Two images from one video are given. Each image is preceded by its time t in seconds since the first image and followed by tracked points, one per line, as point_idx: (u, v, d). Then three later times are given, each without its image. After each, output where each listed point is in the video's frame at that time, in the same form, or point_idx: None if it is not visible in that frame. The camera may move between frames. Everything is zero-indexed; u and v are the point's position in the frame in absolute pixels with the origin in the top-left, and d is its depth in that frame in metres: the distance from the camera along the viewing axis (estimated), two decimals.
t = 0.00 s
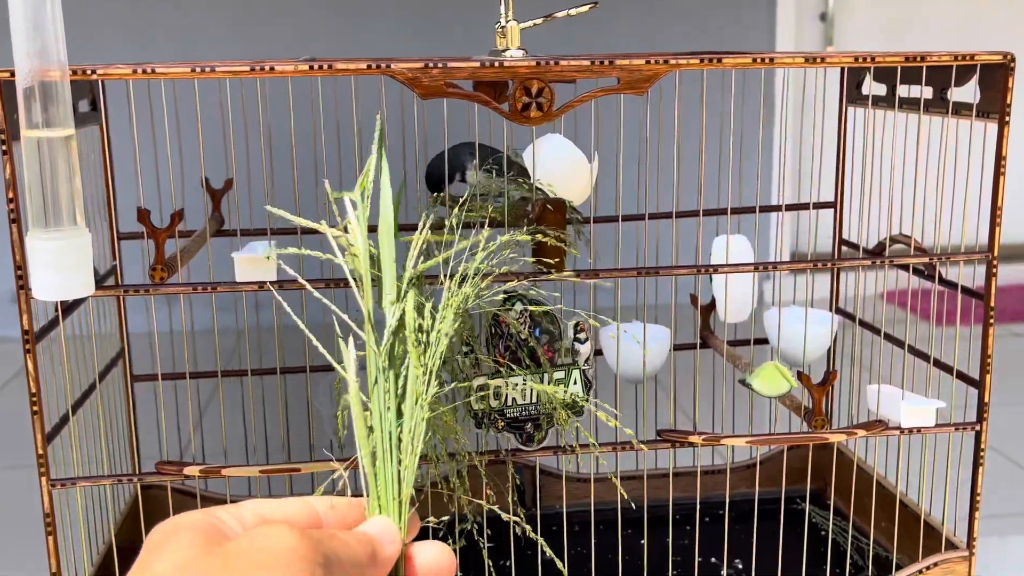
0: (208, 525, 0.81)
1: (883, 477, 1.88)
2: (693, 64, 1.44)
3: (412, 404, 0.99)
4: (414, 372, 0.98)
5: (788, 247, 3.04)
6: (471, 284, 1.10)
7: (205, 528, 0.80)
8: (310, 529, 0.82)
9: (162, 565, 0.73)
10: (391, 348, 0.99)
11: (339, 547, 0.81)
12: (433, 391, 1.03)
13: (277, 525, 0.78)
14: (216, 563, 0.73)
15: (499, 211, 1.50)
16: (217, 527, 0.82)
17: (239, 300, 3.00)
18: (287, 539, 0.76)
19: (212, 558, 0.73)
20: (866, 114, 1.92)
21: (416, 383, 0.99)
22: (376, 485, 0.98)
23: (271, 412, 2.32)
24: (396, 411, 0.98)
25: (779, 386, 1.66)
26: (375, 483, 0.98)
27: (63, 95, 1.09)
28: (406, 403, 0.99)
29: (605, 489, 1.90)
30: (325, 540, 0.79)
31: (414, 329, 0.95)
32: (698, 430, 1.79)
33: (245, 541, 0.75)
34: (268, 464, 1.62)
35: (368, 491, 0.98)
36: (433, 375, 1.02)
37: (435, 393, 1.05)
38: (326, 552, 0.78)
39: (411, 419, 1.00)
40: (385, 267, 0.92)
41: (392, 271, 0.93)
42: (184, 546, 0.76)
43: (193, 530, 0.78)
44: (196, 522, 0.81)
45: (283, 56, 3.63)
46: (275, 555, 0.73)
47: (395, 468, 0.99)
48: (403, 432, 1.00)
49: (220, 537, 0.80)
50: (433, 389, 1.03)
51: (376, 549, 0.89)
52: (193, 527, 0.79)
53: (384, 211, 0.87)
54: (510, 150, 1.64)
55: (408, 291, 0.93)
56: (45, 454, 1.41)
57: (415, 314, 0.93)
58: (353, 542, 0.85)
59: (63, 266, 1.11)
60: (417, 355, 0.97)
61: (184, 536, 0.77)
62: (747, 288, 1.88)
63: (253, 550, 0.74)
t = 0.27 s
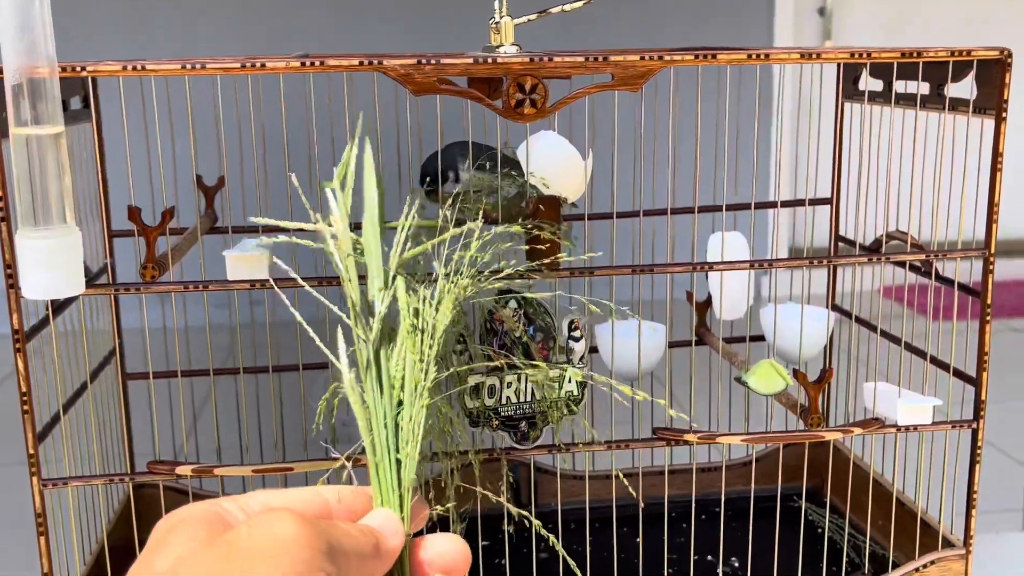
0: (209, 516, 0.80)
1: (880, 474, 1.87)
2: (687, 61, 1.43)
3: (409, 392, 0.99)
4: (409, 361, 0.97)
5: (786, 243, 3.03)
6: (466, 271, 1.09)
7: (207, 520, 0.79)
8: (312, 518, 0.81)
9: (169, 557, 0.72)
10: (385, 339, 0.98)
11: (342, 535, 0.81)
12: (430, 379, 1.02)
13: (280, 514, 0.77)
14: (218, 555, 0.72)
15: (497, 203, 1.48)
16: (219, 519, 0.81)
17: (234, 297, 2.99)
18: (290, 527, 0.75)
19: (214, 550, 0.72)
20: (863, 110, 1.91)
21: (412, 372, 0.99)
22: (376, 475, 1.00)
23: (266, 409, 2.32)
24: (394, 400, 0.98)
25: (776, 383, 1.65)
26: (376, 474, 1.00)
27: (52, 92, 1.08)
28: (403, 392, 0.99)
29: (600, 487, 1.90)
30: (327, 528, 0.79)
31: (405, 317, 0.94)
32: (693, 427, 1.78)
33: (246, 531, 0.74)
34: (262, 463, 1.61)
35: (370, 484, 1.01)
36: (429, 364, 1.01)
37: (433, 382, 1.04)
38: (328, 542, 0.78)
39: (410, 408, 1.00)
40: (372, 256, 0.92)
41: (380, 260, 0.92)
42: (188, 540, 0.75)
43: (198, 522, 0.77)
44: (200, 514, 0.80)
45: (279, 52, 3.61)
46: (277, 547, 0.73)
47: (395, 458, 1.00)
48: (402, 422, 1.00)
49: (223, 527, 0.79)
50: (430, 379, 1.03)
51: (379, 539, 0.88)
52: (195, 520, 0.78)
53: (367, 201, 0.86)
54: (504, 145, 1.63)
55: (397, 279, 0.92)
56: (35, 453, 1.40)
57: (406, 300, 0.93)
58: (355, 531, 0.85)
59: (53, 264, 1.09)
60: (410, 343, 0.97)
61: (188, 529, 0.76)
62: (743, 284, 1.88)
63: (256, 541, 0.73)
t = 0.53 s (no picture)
0: (210, 518, 0.90)
1: (878, 470, 1.87)
2: (684, 55, 1.42)
3: (398, 383, 1.00)
4: (398, 353, 0.99)
5: (783, 239, 3.02)
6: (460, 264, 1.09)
7: (206, 521, 0.89)
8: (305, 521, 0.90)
9: (166, 555, 0.81)
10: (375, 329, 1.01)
11: (335, 538, 0.89)
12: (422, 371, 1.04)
13: (273, 521, 0.86)
14: (213, 556, 0.81)
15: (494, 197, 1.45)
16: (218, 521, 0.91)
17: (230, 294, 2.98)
18: (279, 535, 0.83)
19: (209, 552, 0.82)
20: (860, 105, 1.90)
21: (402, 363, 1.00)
22: (368, 461, 1.04)
23: (262, 407, 2.31)
24: (383, 389, 1.01)
25: (773, 380, 1.64)
26: (368, 459, 1.04)
27: (44, 88, 1.07)
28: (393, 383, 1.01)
29: (597, 484, 1.89)
30: (318, 533, 0.87)
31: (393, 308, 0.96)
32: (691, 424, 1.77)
33: (241, 536, 0.83)
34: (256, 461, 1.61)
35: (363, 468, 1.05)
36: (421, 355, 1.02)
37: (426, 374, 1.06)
38: (320, 548, 0.86)
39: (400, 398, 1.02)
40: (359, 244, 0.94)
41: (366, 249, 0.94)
42: (186, 539, 0.84)
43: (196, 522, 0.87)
44: (200, 515, 0.90)
45: (274, 47, 3.60)
46: (268, 551, 0.81)
47: (386, 445, 1.04)
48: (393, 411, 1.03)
49: (221, 529, 0.89)
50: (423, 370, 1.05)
51: (381, 529, 0.96)
52: (195, 520, 0.88)
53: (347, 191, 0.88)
54: (498, 140, 1.62)
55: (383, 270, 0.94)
56: (28, 452, 1.39)
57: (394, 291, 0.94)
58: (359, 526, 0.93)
59: (45, 264, 1.08)
60: (399, 334, 0.98)
61: (186, 528, 0.86)
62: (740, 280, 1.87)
63: (248, 545, 0.82)
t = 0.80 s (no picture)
0: (206, 520, 0.87)
1: (877, 468, 1.87)
2: (683, 54, 1.42)
3: (379, 384, 1.01)
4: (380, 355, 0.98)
5: (782, 237, 3.02)
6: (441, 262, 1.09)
7: (202, 523, 0.86)
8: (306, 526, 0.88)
9: (164, 557, 0.78)
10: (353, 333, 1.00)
11: (338, 546, 0.88)
12: (404, 369, 1.04)
13: (275, 527, 0.84)
14: (215, 562, 0.78)
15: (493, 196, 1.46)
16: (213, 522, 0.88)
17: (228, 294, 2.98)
18: (284, 543, 0.81)
19: (210, 557, 0.79)
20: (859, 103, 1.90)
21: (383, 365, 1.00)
22: (352, 465, 1.04)
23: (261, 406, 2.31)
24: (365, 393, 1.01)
25: (773, 378, 1.64)
26: (352, 464, 1.04)
27: (43, 88, 1.07)
28: (375, 383, 1.01)
29: (597, 482, 1.89)
30: (321, 542, 0.85)
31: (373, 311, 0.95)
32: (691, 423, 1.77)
33: (243, 542, 0.81)
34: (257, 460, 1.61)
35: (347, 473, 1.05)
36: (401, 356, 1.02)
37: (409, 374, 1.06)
38: (324, 557, 0.85)
39: (383, 398, 1.02)
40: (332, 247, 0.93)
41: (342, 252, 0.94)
42: (182, 540, 0.81)
43: (193, 524, 0.84)
44: (195, 516, 0.87)
45: (272, 46, 3.59)
46: (274, 561, 0.79)
47: (370, 447, 1.04)
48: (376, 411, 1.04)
49: (217, 531, 0.86)
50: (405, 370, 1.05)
51: (387, 535, 0.96)
52: (191, 521, 0.85)
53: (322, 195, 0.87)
54: (498, 139, 1.62)
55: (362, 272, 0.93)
56: (28, 452, 1.39)
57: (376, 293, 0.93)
58: (359, 538, 0.91)
59: (46, 264, 1.08)
60: (379, 337, 0.98)
61: (182, 529, 0.83)
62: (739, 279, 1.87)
63: (252, 552, 0.79)
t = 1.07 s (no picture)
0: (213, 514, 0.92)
1: (875, 465, 1.88)
2: (680, 53, 1.43)
3: (385, 383, 1.01)
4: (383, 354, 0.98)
5: (780, 235, 3.03)
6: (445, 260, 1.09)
7: (208, 515, 0.91)
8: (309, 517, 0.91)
9: (171, 544, 0.83)
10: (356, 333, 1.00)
11: (337, 534, 0.89)
12: (408, 366, 1.04)
13: (278, 517, 0.88)
14: (220, 547, 0.82)
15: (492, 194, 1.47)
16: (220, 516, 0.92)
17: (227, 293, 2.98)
18: (286, 528, 0.85)
19: (216, 543, 0.83)
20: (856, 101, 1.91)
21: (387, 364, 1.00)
22: (354, 462, 1.05)
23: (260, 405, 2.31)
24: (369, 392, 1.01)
25: (771, 374, 1.64)
26: (355, 462, 1.04)
27: (43, 87, 1.07)
28: (380, 381, 1.02)
29: (596, 480, 1.89)
30: (322, 530, 0.88)
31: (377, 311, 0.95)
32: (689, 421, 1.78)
33: (247, 530, 0.85)
34: (256, 458, 1.61)
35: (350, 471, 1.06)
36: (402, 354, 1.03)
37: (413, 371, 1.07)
38: (324, 542, 0.86)
39: (387, 396, 1.03)
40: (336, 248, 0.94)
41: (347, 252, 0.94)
42: (187, 530, 0.86)
43: (196, 516, 0.88)
44: (203, 510, 0.91)
45: (270, 45, 3.60)
46: (274, 545, 0.82)
47: (373, 445, 1.05)
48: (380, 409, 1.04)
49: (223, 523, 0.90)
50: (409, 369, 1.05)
51: (383, 528, 0.96)
52: (198, 513, 0.90)
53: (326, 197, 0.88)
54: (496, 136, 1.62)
55: (365, 272, 0.93)
56: (29, 450, 1.39)
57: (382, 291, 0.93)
58: (359, 529, 0.92)
59: (46, 262, 1.09)
60: (385, 337, 0.98)
61: (190, 520, 0.88)
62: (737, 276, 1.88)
63: (254, 538, 0.83)
